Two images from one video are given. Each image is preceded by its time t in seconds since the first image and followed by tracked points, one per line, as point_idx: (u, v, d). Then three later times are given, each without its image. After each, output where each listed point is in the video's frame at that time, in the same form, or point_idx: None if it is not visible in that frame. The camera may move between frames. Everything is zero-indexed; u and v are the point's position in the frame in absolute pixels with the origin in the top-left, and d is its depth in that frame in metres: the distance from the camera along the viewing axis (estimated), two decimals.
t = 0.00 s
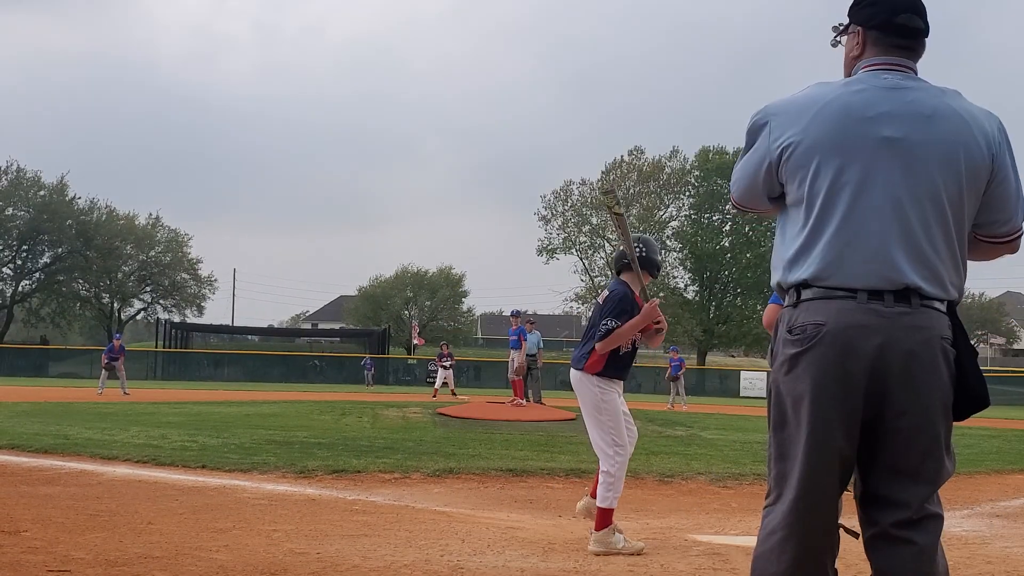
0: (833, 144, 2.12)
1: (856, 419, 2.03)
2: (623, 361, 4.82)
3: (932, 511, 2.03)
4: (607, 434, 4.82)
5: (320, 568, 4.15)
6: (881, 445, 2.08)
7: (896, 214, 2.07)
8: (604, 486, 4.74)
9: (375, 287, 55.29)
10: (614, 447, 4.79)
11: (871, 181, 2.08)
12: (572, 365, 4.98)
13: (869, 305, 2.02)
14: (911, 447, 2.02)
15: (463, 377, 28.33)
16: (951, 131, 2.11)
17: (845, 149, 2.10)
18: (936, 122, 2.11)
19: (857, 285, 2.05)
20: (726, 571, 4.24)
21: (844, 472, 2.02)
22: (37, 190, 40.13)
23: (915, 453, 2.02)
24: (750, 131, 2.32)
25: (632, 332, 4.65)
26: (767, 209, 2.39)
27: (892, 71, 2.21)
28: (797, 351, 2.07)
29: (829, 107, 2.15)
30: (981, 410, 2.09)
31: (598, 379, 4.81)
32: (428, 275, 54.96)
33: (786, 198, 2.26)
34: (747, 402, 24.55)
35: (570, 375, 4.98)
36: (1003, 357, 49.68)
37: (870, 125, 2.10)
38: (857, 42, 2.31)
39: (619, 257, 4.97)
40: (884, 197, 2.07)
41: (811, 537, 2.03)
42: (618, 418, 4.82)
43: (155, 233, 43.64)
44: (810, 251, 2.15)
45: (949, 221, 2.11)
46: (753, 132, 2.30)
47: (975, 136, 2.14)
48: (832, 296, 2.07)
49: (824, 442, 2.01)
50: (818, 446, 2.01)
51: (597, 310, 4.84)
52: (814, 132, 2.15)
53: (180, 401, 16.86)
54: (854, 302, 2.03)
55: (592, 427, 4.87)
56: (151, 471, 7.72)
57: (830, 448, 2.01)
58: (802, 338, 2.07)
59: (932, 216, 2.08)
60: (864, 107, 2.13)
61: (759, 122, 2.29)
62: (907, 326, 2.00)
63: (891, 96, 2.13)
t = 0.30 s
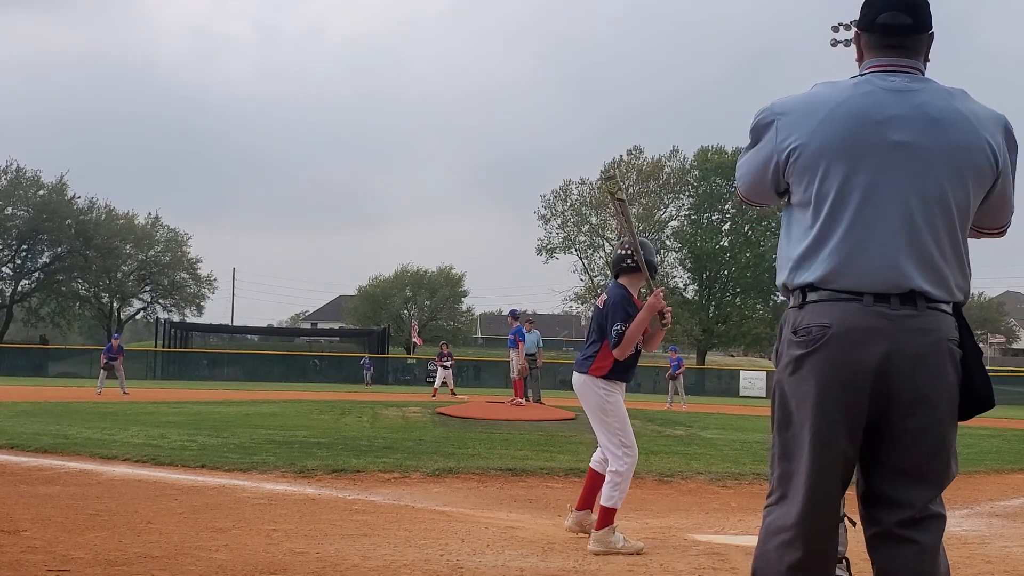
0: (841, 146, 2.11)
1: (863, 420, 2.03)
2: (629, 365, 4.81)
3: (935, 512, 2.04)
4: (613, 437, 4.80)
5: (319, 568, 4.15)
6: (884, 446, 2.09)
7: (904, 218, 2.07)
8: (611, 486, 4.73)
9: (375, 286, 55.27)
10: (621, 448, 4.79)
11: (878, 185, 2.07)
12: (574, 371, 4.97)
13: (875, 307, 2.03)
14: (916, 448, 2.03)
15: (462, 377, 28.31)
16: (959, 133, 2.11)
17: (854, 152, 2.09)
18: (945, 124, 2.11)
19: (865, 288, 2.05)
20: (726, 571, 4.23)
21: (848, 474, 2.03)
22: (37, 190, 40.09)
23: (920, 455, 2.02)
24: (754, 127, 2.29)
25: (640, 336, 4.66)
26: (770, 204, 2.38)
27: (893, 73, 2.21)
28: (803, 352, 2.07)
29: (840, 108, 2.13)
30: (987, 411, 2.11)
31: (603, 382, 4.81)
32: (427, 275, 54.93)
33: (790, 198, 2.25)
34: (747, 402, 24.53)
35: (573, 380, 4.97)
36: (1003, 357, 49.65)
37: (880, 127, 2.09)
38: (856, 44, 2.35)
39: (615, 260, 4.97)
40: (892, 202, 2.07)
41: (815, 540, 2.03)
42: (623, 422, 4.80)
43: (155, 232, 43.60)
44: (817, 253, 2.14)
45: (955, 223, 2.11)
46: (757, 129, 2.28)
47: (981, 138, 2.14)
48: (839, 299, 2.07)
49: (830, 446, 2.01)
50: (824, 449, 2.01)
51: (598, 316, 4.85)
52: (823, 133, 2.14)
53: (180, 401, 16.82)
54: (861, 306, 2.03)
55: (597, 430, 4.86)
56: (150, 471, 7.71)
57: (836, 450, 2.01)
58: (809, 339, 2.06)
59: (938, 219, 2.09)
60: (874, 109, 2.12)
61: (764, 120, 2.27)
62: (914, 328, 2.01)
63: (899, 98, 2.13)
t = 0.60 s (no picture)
0: (848, 150, 2.10)
1: (870, 425, 2.04)
2: (626, 365, 4.83)
3: (939, 512, 2.04)
4: (614, 436, 4.81)
5: (319, 568, 4.15)
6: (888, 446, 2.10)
7: (912, 222, 2.07)
8: (610, 483, 4.73)
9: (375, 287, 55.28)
10: (621, 446, 4.78)
11: (886, 189, 2.07)
12: (574, 370, 4.96)
13: (881, 310, 2.04)
14: (919, 450, 2.04)
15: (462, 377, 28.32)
16: (966, 135, 2.11)
17: (862, 156, 2.09)
18: (953, 127, 2.10)
19: (871, 293, 2.06)
20: (726, 571, 4.23)
21: (854, 475, 2.03)
22: (37, 190, 40.10)
23: (926, 455, 2.03)
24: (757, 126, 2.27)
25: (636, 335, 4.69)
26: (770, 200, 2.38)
27: (897, 76, 2.21)
28: (809, 354, 2.06)
29: (849, 113, 2.12)
30: (991, 411, 2.12)
31: (602, 381, 4.81)
32: (428, 275, 54.93)
33: (794, 199, 2.24)
34: (747, 402, 24.56)
35: (573, 380, 4.95)
36: (1003, 357, 49.65)
37: (887, 130, 2.09)
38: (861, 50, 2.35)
39: (611, 261, 4.98)
40: (900, 207, 2.07)
41: (820, 543, 2.02)
42: (623, 421, 4.81)
43: (155, 232, 43.62)
44: (825, 255, 2.14)
45: (962, 224, 2.12)
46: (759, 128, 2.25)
47: (989, 137, 2.14)
48: (847, 302, 2.07)
49: (837, 451, 2.01)
50: (831, 452, 2.01)
51: (596, 313, 4.87)
52: (828, 137, 2.13)
53: (181, 401, 16.83)
54: (868, 308, 2.04)
55: (598, 427, 4.86)
56: (150, 471, 7.72)
57: (841, 453, 2.01)
58: (815, 342, 2.06)
59: (946, 221, 2.09)
60: (883, 112, 2.11)
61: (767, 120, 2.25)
62: (921, 330, 2.02)
63: (908, 100, 2.12)
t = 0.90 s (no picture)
0: (850, 152, 2.10)
1: (873, 424, 2.04)
2: (623, 365, 4.84)
3: (945, 509, 2.04)
4: (618, 439, 4.81)
5: (319, 568, 4.14)
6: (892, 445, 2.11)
7: (918, 224, 2.07)
8: (614, 485, 4.72)
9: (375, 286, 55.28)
10: (627, 449, 4.79)
11: (887, 193, 2.07)
12: (574, 373, 4.97)
13: (884, 310, 2.04)
14: (923, 449, 2.03)
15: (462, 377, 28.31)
16: (969, 135, 2.10)
17: (863, 157, 2.09)
18: (956, 125, 2.09)
19: (874, 292, 2.06)
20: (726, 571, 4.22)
21: (857, 474, 2.03)
22: (37, 189, 40.10)
23: (929, 454, 2.03)
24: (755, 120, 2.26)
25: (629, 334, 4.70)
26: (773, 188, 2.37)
27: (901, 70, 2.21)
28: (812, 353, 2.07)
29: (853, 115, 2.11)
30: (996, 410, 2.13)
31: (603, 383, 4.82)
32: (428, 274, 54.94)
33: (796, 197, 2.25)
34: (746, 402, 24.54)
35: (573, 383, 4.96)
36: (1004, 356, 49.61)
37: (891, 131, 2.08)
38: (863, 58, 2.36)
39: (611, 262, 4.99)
40: (904, 207, 2.06)
41: (825, 541, 2.02)
42: (627, 424, 4.81)
43: (155, 232, 43.61)
44: (831, 254, 2.14)
45: (966, 222, 2.12)
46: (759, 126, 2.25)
47: (992, 135, 2.14)
48: (850, 302, 2.07)
49: (842, 450, 2.01)
50: (834, 452, 2.01)
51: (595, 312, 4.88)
52: (832, 137, 2.13)
53: (181, 400, 16.81)
54: (870, 308, 2.04)
55: (601, 431, 4.86)
56: (150, 470, 7.72)
57: (843, 453, 2.01)
58: (817, 341, 2.07)
59: (949, 222, 2.09)
60: (885, 111, 2.10)
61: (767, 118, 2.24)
62: (924, 330, 2.02)
63: (912, 99, 2.11)
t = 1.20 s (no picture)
0: (852, 152, 2.09)
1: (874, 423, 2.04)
2: (625, 366, 4.84)
3: (947, 508, 2.04)
4: (617, 441, 4.81)
5: (319, 568, 4.15)
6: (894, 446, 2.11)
7: (919, 224, 2.07)
8: (614, 487, 4.71)
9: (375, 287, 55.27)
10: (625, 450, 4.79)
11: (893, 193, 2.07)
12: (573, 373, 4.96)
13: (889, 309, 2.03)
14: (925, 448, 2.03)
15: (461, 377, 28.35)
16: (972, 135, 2.09)
17: (868, 160, 2.08)
18: (956, 125, 2.09)
19: (876, 291, 2.06)
20: (726, 571, 4.23)
21: (859, 474, 2.03)
22: (37, 190, 40.08)
23: (931, 454, 2.03)
24: (759, 119, 2.27)
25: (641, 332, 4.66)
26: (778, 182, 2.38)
27: (905, 70, 2.21)
28: (816, 353, 2.08)
29: (858, 117, 2.10)
30: (999, 410, 2.12)
31: (603, 385, 4.81)
32: (427, 275, 54.95)
33: (799, 196, 2.25)
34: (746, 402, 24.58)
35: (573, 383, 4.96)
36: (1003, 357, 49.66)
37: (895, 131, 2.07)
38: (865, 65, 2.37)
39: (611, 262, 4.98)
40: (906, 207, 2.06)
41: (829, 542, 2.02)
42: (626, 426, 4.81)
43: (155, 232, 43.62)
44: (833, 253, 2.15)
45: (968, 223, 2.11)
46: (764, 124, 2.25)
47: (993, 134, 2.13)
48: (853, 302, 2.07)
49: (846, 450, 2.01)
50: (836, 452, 2.01)
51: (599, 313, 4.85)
52: (834, 138, 2.13)
53: (180, 401, 16.79)
54: (875, 308, 2.04)
55: (600, 433, 4.86)
56: (150, 471, 7.73)
57: (847, 454, 2.01)
58: (821, 341, 2.07)
59: (952, 223, 2.09)
60: (892, 113, 2.09)
61: (770, 117, 2.25)
62: (926, 330, 2.02)
63: (914, 100, 2.10)
